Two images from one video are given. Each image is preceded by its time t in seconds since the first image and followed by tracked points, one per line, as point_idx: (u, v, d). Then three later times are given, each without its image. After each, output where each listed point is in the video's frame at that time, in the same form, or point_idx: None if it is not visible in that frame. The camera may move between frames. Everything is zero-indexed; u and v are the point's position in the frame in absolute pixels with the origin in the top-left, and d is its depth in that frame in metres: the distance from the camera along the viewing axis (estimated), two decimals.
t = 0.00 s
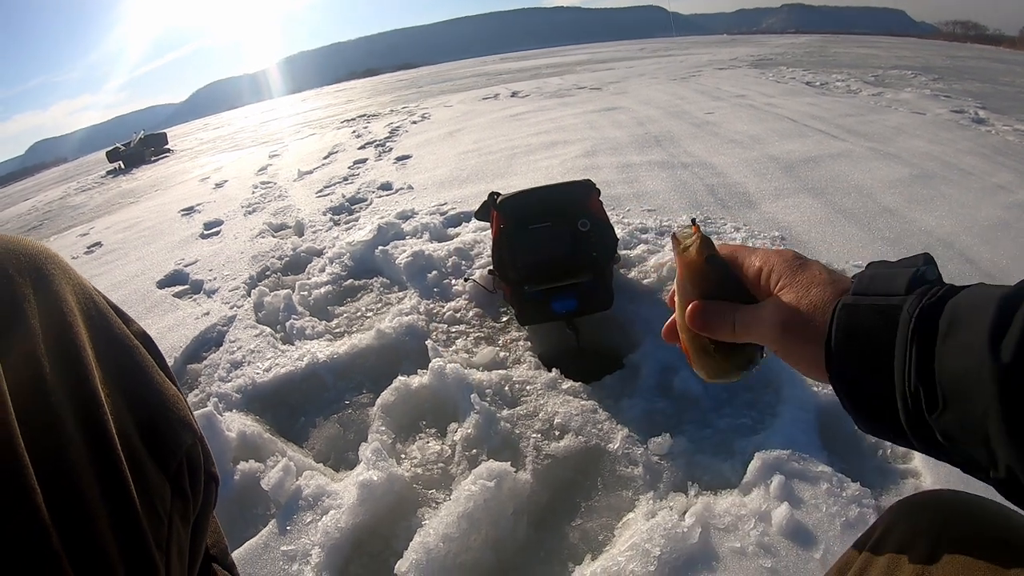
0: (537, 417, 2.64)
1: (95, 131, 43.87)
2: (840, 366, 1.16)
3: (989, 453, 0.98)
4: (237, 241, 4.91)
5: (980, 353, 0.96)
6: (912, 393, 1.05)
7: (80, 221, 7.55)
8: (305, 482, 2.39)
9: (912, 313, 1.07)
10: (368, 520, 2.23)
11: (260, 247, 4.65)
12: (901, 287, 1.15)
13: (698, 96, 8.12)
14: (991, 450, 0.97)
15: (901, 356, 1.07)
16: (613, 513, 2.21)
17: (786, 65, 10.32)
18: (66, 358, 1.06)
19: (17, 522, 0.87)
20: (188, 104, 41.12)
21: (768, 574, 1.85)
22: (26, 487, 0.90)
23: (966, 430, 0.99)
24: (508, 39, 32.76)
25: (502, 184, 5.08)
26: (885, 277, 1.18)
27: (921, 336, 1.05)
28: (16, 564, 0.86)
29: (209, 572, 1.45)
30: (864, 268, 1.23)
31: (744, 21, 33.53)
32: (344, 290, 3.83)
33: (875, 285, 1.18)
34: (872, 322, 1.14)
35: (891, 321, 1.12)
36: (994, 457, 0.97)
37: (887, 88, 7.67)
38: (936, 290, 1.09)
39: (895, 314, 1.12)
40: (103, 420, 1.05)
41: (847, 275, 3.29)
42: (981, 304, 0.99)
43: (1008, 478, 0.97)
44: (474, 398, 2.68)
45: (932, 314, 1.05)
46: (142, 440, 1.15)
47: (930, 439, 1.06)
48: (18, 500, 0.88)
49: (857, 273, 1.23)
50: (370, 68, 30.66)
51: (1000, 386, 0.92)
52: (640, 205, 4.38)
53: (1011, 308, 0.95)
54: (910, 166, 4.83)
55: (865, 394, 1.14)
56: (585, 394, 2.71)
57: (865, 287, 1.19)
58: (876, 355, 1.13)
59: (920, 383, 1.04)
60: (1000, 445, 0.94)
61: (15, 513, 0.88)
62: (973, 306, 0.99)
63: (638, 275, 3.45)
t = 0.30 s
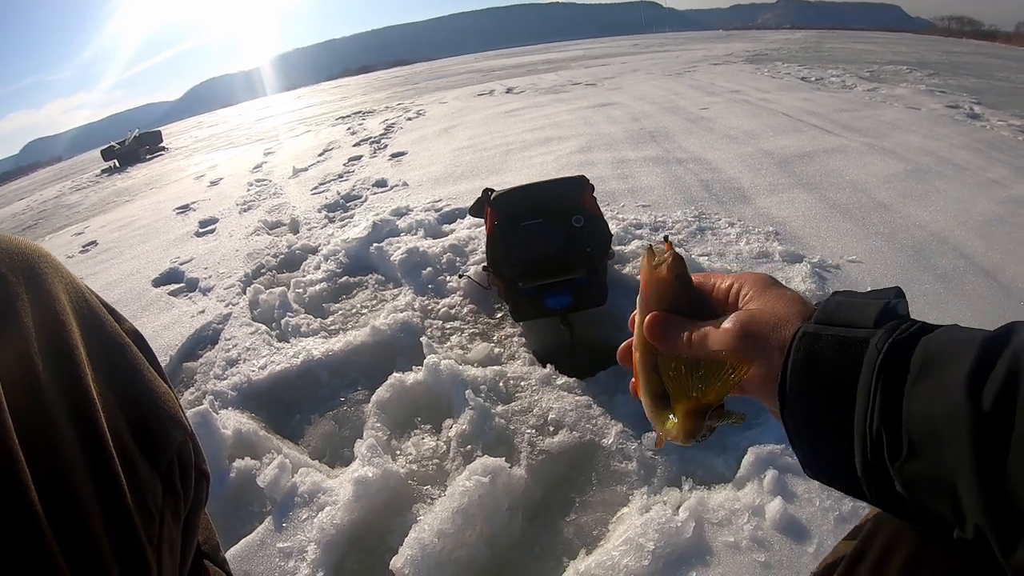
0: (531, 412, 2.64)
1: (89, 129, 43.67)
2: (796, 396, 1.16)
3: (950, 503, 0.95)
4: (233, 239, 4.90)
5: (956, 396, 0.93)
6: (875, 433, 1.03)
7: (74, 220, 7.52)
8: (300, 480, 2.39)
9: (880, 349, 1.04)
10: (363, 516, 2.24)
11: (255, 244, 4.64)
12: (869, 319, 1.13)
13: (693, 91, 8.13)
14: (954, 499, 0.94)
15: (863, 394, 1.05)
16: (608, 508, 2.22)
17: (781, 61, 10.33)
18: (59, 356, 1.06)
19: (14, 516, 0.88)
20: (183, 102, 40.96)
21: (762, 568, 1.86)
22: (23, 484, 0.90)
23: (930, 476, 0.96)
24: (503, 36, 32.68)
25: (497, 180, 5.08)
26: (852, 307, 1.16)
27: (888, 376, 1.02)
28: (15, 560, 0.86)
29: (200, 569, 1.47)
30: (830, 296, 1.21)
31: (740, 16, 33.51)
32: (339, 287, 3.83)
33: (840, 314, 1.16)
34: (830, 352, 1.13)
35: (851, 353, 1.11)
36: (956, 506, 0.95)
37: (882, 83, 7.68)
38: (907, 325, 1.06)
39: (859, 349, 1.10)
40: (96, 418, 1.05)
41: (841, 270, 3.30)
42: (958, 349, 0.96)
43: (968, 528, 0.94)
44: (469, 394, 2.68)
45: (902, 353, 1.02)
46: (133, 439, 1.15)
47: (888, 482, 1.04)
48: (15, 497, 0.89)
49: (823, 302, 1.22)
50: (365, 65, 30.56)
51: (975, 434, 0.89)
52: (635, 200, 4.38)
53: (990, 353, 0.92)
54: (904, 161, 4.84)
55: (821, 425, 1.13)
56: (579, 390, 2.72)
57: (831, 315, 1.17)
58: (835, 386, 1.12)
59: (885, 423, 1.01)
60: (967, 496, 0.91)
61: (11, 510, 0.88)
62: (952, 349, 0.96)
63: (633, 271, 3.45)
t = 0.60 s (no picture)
0: (531, 409, 2.65)
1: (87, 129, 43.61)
2: (732, 363, 1.04)
3: (895, 468, 0.84)
4: (232, 237, 4.89)
5: (898, 351, 0.82)
6: (813, 397, 0.91)
7: (74, 220, 7.51)
8: (301, 477, 2.39)
9: (816, 307, 0.93)
10: (364, 514, 2.24)
11: (254, 243, 4.63)
12: (807, 281, 1.04)
13: (692, 88, 8.12)
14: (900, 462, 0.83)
15: (800, 356, 0.93)
16: (608, 504, 2.22)
17: (780, 57, 10.33)
18: (55, 353, 1.05)
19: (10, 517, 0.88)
20: (181, 101, 40.90)
21: (762, 564, 1.86)
22: (19, 485, 0.90)
23: (874, 442, 0.84)
24: (502, 33, 32.64)
25: (497, 178, 5.07)
26: (789, 270, 1.07)
27: (825, 337, 0.90)
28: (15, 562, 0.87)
29: (199, 568, 1.48)
30: (765, 262, 1.11)
31: (739, 13, 33.48)
32: (339, 285, 3.83)
33: (776, 279, 1.06)
34: (766, 314, 1.02)
35: (788, 317, 1.00)
36: (902, 473, 0.83)
37: (881, 79, 7.68)
38: (844, 285, 0.96)
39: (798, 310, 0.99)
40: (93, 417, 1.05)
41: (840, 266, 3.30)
42: (900, 304, 0.85)
43: (918, 498, 0.83)
44: (469, 391, 2.69)
45: (840, 311, 0.91)
46: (129, 436, 1.15)
47: (828, 452, 0.92)
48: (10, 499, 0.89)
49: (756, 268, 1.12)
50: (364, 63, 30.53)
51: (921, 389, 0.78)
52: (634, 197, 4.38)
53: (934, 307, 0.82)
54: (903, 157, 4.85)
55: (757, 395, 1.01)
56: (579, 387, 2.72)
57: (767, 281, 1.07)
58: (771, 352, 1.00)
59: (823, 386, 0.89)
60: (915, 459, 0.80)
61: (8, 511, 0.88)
62: (891, 303, 0.86)
63: (633, 267, 3.45)
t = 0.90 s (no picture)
0: (541, 403, 2.66)
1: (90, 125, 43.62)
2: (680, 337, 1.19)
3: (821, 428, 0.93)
4: (239, 233, 4.90)
5: (816, 317, 0.93)
6: (749, 364, 1.03)
7: (79, 216, 7.51)
8: (311, 471, 2.40)
9: (749, 289, 1.08)
10: (374, 507, 2.25)
11: (262, 238, 4.64)
12: (740, 268, 1.22)
13: (698, 84, 8.11)
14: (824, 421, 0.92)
15: (737, 327, 1.06)
16: (617, 497, 2.23)
17: (785, 54, 10.30)
18: (59, 347, 1.07)
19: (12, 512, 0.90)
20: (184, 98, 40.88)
21: (772, 556, 1.87)
22: (19, 479, 0.91)
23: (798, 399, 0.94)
24: (505, 30, 32.58)
25: (503, 173, 5.07)
26: (727, 261, 1.25)
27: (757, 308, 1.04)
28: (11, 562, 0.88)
29: (204, 560, 1.50)
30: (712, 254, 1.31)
31: (742, 10, 33.39)
32: (346, 280, 3.84)
33: (718, 268, 1.25)
34: (711, 296, 1.19)
35: (729, 297, 1.16)
36: (827, 431, 0.92)
37: (887, 76, 7.66)
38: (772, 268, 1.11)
39: (734, 294, 1.16)
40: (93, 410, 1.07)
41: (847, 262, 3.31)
42: (821, 277, 0.97)
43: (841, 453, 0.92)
44: (479, 385, 2.70)
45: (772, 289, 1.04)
46: (131, 426, 1.18)
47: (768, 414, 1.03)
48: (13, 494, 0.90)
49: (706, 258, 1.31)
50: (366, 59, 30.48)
51: (834, 348, 0.89)
52: (642, 193, 4.38)
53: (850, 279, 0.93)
54: (910, 154, 4.84)
55: (709, 369, 1.15)
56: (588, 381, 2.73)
57: (709, 271, 1.26)
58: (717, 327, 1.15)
59: (756, 353, 1.01)
60: (831, 413, 0.89)
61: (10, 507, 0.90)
62: (815, 280, 0.98)
63: (641, 262, 3.46)
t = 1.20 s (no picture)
0: (547, 401, 2.66)
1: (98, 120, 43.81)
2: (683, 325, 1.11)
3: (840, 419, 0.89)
4: (247, 228, 4.92)
5: (843, 304, 0.88)
6: (762, 353, 0.98)
7: (87, 211, 7.55)
8: (317, 467, 2.41)
9: (765, 271, 1.02)
10: (380, 504, 2.27)
11: (269, 234, 4.66)
12: (755, 249, 1.14)
13: (706, 83, 8.09)
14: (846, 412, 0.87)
15: (749, 313, 1.01)
16: (623, 496, 2.24)
17: (794, 53, 10.27)
18: (63, 348, 1.09)
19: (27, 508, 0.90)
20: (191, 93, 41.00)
21: (777, 557, 1.88)
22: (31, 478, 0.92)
23: (818, 390, 0.90)
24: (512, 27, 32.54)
25: (511, 171, 5.07)
26: (740, 241, 1.17)
27: (773, 293, 0.99)
28: (16, 561, 0.87)
29: (203, 552, 1.54)
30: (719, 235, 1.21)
31: (750, 8, 33.25)
32: (354, 276, 3.85)
33: (729, 248, 1.17)
34: (719, 280, 1.11)
35: (738, 279, 1.08)
36: (849, 426, 0.87)
37: (896, 76, 7.62)
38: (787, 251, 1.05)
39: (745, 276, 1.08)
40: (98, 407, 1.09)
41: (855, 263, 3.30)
42: (847, 263, 0.92)
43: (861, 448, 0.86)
44: (485, 383, 2.71)
45: (790, 272, 0.99)
46: (133, 425, 1.21)
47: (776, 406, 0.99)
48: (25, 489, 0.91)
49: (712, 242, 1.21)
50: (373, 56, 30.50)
51: (865, 335, 0.84)
52: (649, 191, 4.38)
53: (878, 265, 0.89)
54: (919, 155, 4.82)
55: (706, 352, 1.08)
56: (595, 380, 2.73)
57: (721, 252, 1.17)
58: (721, 313, 1.08)
59: (771, 340, 0.96)
60: (854, 407, 0.85)
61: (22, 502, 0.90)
62: (837, 265, 0.93)
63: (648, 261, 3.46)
